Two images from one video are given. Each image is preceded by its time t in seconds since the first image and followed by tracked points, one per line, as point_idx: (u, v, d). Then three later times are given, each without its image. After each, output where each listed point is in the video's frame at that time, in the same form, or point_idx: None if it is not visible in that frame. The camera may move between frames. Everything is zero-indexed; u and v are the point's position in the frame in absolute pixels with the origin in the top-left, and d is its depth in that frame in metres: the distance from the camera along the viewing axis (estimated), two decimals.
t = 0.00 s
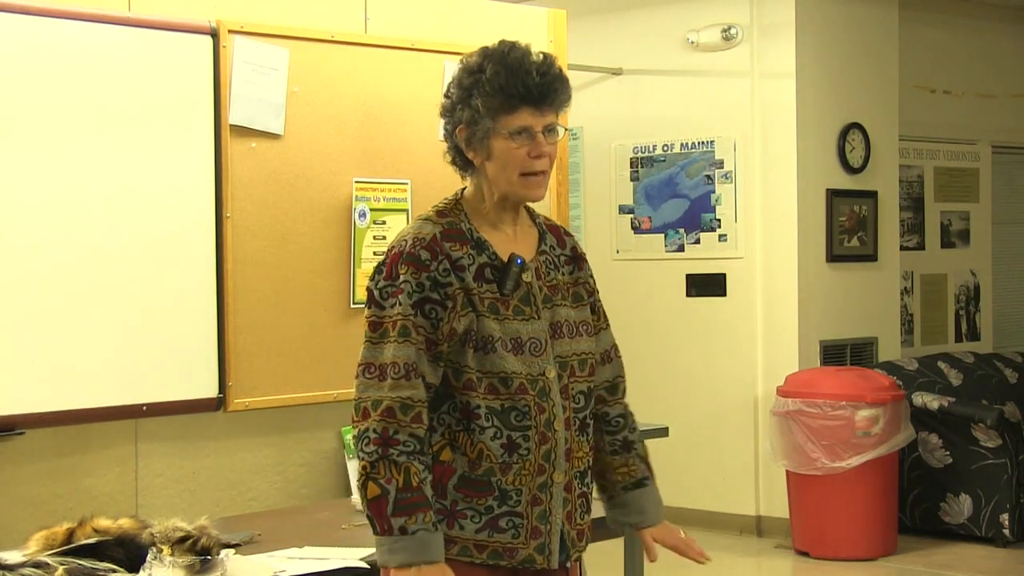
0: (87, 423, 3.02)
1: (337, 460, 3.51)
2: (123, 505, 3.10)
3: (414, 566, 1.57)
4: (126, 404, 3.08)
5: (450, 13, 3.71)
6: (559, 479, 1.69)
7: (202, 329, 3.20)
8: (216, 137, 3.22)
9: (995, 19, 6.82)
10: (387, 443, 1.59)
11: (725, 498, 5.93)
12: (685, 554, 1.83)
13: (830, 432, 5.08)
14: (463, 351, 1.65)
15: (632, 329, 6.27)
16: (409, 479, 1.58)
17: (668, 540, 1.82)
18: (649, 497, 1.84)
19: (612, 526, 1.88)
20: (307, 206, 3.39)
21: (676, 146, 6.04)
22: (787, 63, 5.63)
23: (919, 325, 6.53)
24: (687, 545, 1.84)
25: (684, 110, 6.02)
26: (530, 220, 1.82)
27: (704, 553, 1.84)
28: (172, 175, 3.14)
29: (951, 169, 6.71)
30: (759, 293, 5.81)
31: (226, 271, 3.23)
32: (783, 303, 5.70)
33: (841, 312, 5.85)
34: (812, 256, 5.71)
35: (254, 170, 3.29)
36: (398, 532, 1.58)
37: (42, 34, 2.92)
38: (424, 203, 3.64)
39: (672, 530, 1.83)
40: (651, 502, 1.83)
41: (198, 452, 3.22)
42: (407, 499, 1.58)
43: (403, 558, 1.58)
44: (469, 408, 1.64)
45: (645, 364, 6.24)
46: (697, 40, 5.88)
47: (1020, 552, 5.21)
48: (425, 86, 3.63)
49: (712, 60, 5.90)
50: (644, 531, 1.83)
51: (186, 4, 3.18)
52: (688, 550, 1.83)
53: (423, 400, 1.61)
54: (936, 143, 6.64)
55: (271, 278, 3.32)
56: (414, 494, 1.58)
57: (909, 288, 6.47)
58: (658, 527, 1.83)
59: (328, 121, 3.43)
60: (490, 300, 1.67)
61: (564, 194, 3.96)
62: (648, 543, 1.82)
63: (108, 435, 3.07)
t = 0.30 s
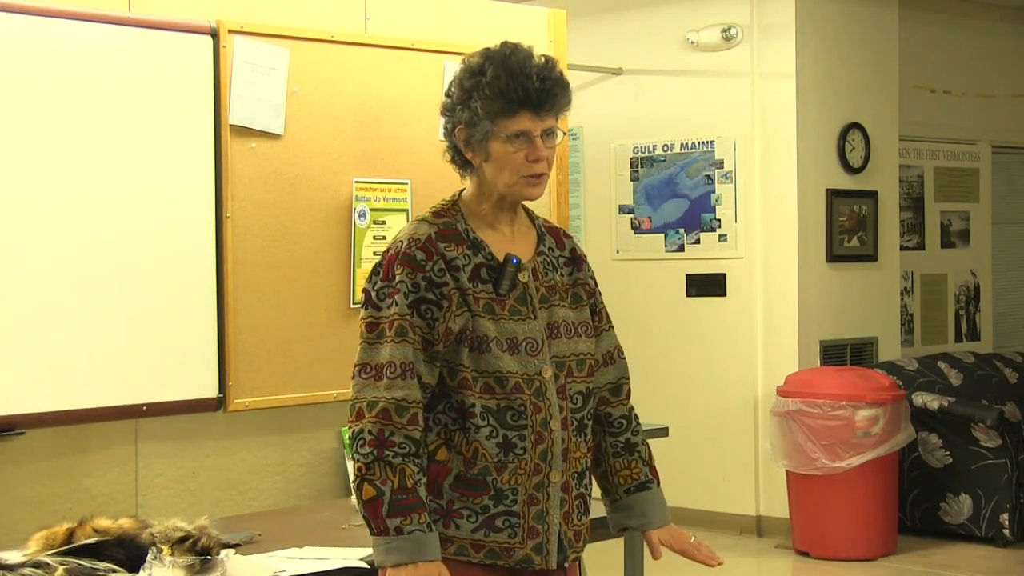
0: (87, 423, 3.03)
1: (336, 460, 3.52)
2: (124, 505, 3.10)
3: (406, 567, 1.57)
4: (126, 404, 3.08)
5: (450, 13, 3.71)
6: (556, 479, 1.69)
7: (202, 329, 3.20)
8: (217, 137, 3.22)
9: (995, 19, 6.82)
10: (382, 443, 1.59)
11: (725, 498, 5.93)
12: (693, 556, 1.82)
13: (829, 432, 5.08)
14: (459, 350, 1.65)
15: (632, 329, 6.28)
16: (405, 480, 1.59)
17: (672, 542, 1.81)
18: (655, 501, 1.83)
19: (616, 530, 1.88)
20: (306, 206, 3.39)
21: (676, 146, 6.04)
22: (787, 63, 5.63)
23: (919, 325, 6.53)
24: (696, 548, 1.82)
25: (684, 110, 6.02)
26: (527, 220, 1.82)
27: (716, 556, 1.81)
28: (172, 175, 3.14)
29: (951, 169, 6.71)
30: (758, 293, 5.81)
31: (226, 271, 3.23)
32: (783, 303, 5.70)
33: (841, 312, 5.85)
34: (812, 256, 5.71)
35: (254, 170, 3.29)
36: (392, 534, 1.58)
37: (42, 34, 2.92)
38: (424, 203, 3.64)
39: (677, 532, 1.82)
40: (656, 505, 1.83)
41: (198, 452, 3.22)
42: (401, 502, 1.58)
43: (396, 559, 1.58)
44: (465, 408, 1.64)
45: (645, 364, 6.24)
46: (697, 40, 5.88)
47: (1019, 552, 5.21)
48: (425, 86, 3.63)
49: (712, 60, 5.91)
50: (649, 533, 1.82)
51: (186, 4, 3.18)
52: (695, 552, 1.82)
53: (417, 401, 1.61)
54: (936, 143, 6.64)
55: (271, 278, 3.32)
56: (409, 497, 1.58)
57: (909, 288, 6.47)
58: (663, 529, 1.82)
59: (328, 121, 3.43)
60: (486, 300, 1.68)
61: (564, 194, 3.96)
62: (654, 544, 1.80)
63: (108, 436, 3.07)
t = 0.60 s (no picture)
0: (87, 423, 3.03)
1: (336, 460, 3.52)
2: (124, 505, 3.10)
3: (404, 567, 1.57)
4: (126, 404, 3.08)
5: (450, 13, 3.71)
6: (555, 479, 1.69)
7: (202, 329, 3.20)
8: (216, 137, 3.22)
9: (995, 19, 6.82)
10: (381, 444, 1.59)
11: (725, 498, 5.93)
12: (676, 563, 1.84)
13: (830, 432, 5.08)
14: (457, 350, 1.65)
15: (631, 329, 6.27)
16: (403, 481, 1.58)
17: (657, 548, 1.82)
18: (645, 503, 1.83)
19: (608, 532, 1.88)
20: (306, 205, 3.39)
21: (676, 146, 6.04)
22: (787, 63, 5.63)
23: (919, 325, 6.53)
24: (680, 556, 1.84)
25: (684, 110, 6.02)
26: (527, 221, 1.82)
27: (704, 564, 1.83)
28: (173, 175, 3.14)
29: (951, 169, 6.71)
30: (758, 293, 5.81)
31: (226, 271, 3.23)
32: (783, 303, 5.70)
33: (841, 312, 5.85)
34: (812, 256, 5.71)
35: (254, 170, 3.29)
36: (391, 535, 1.58)
37: (42, 34, 2.92)
38: (424, 203, 3.64)
39: (664, 539, 1.83)
40: (647, 507, 1.83)
41: (198, 452, 3.22)
42: (399, 503, 1.58)
43: (393, 560, 1.58)
44: (464, 408, 1.64)
45: (645, 364, 6.24)
46: (697, 40, 5.88)
47: (1020, 552, 5.21)
48: (425, 86, 3.63)
49: (712, 60, 5.91)
50: (635, 538, 1.82)
51: (186, 4, 3.18)
52: (680, 559, 1.84)
53: (415, 402, 1.61)
54: (936, 143, 6.64)
55: (271, 279, 3.32)
56: (407, 498, 1.58)
57: (909, 288, 6.47)
58: (649, 534, 1.83)
59: (328, 121, 3.43)
60: (484, 300, 1.68)
61: (564, 194, 3.96)
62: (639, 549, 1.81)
63: (108, 436, 3.07)
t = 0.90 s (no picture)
0: (87, 423, 3.03)
1: (336, 461, 3.52)
2: (124, 505, 3.10)
3: (405, 567, 1.57)
4: (126, 404, 3.08)
5: (450, 13, 3.71)
6: (554, 479, 1.69)
7: (202, 329, 3.20)
8: (216, 137, 3.22)
9: (995, 18, 6.82)
10: (382, 444, 1.59)
11: (725, 498, 5.93)
12: (673, 562, 1.84)
13: (830, 432, 5.08)
14: (457, 350, 1.65)
15: (632, 329, 6.27)
16: (404, 482, 1.58)
17: (654, 548, 1.83)
18: (644, 503, 1.83)
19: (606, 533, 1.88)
20: (306, 205, 3.39)
21: (676, 146, 6.04)
22: (787, 63, 5.63)
23: (919, 325, 6.53)
24: (678, 557, 1.85)
25: (684, 110, 6.01)
26: (526, 221, 1.82)
27: (701, 565, 1.84)
28: (173, 175, 3.14)
29: (951, 169, 6.71)
30: (758, 293, 5.81)
31: (226, 271, 3.23)
32: (783, 303, 5.70)
33: (841, 312, 5.85)
34: (812, 256, 5.71)
35: (254, 171, 3.29)
36: (391, 535, 1.58)
37: (42, 34, 2.92)
38: (423, 203, 3.64)
39: (662, 539, 1.83)
40: (645, 508, 1.83)
41: (198, 452, 3.22)
42: (400, 504, 1.58)
43: (393, 560, 1.58)
44: (464, 408, 1.64)
45: (645, 363, 6.24)
46: (697, 40, 5.88)
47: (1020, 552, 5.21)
48: (425, 86, 3.63)
49: (712, 60, 5.90)
50: (633, 537, 1.82)
51: (186, 4, 3.18)
52: (677, 559, 1.84)
53: (415, 402, 1.61)
54: (936, 143, 6.64)
55: (271, 279, 3.32)
56: (408, 498, 1.58)
57: (909, 288, 6.47)
58: (648, 535, 1.83)
59: (328, 121, 3.43)
60: (484, 300, 1.68)
61: (564, 194, 3.96)
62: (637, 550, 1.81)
63: (108, 436, 3.07)
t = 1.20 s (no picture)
0: (87, 423, 3.03)
1: (336, 461, 3.52)
2: (124, 505, 3.10)
3: (406, 567, 1.57)
4: (126, 404, 3.08)
5: (450, 13, 3.71)
6: (554, 479, 1.69)
7: (202, 329, 3.20)
8: (216, 137, 3.22)
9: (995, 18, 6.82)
10: (382, 443, 1.59)
11: (725, 498, 5.93)
12: (673, 563, 1.84)
13: (830, 432, 5.08)
14: (457, 350, 1.65)
15: (632, 329, 6.27)
16: (404, 481, 1.59)
17: (653, 549, 1.83)
18: (645, 503, 1.83)
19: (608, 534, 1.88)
20: (306, 205, 3.39)
21: (676, 146, 6.04)
22: (787, 63, 5.63)
23: (919, 325, 6.54)
24: (677, 559, 1.84)
25: (684, 110, 6.02)
26: (527, 221, 1.82)
27: (700, 567, 1.84)
28: (172, 175, 3.14)
29: (951, 169, 6.71)
30: (759, 293, 5.81)
31: (226, 271, 3.24)
32: (783, 303, 5.70)
33: (841, 312, 5.85)
34: (812, 256, 5.71)
35: (254, 170, 3.29)
36: (392, 535, 1.58)
37: (42, 34, 2.92)
38: (423, 203, 3.64)
39: (661, 539, 1.83)
40: (645, 507, 1.83)
41: (198, 452, 3.22)
42: (401, 503, 1.58)
43: (394, 560, 1.58)
44: (463, 407, 1.65)
45: (645, 363, 6.24)
46: (697, 40, 5.88)
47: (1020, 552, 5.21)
48: (425, 86, 3.63)
49: (712, 60, 5.90)
50: (633, 537, 1.82)
51: (186, 4, 3.18)
52: (677, 559, 1.84)
53: (415, 401, 1.61)
54: (936, 143, 6.64)
55: (271, 279, 3.33)
56: (408, 497, 1.58)
57: (909, 288, 6.47)
58: (648, 534, 1.83)
59: (328, 121, 3.43)
60: (484, 299, 1.68)
61: (564, 194, 3.96)
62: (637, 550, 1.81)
63: (108, 436, 3.07)
